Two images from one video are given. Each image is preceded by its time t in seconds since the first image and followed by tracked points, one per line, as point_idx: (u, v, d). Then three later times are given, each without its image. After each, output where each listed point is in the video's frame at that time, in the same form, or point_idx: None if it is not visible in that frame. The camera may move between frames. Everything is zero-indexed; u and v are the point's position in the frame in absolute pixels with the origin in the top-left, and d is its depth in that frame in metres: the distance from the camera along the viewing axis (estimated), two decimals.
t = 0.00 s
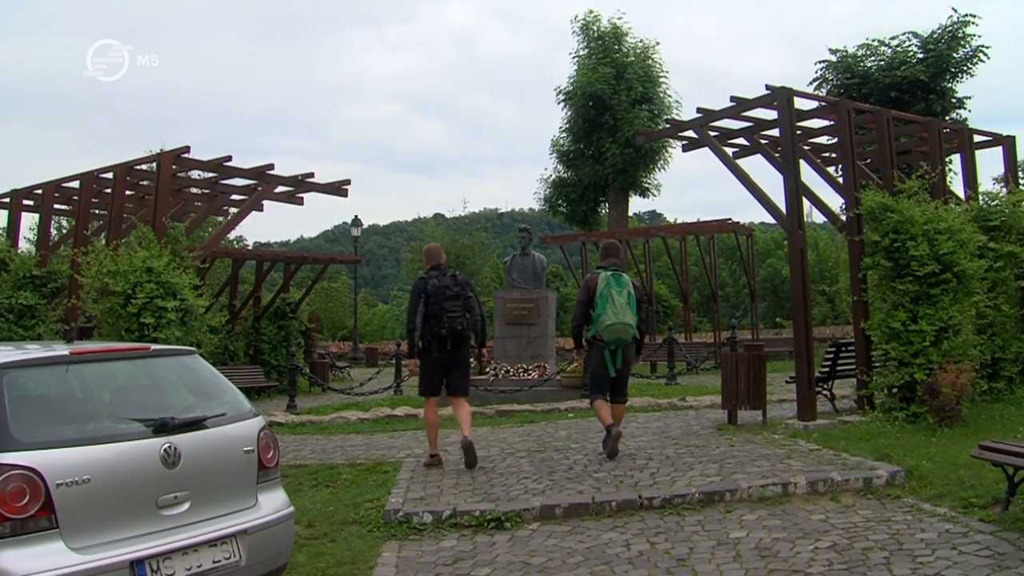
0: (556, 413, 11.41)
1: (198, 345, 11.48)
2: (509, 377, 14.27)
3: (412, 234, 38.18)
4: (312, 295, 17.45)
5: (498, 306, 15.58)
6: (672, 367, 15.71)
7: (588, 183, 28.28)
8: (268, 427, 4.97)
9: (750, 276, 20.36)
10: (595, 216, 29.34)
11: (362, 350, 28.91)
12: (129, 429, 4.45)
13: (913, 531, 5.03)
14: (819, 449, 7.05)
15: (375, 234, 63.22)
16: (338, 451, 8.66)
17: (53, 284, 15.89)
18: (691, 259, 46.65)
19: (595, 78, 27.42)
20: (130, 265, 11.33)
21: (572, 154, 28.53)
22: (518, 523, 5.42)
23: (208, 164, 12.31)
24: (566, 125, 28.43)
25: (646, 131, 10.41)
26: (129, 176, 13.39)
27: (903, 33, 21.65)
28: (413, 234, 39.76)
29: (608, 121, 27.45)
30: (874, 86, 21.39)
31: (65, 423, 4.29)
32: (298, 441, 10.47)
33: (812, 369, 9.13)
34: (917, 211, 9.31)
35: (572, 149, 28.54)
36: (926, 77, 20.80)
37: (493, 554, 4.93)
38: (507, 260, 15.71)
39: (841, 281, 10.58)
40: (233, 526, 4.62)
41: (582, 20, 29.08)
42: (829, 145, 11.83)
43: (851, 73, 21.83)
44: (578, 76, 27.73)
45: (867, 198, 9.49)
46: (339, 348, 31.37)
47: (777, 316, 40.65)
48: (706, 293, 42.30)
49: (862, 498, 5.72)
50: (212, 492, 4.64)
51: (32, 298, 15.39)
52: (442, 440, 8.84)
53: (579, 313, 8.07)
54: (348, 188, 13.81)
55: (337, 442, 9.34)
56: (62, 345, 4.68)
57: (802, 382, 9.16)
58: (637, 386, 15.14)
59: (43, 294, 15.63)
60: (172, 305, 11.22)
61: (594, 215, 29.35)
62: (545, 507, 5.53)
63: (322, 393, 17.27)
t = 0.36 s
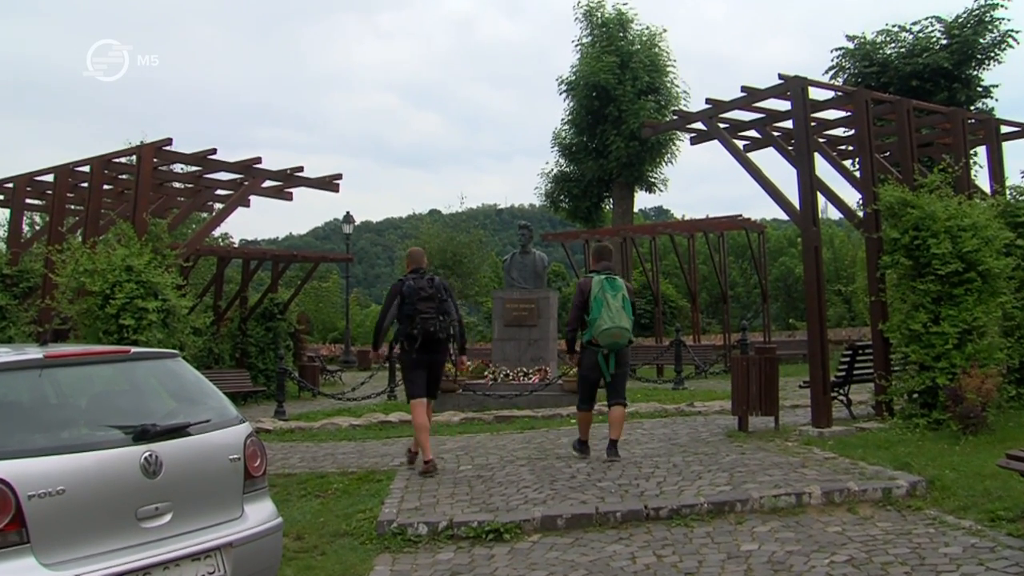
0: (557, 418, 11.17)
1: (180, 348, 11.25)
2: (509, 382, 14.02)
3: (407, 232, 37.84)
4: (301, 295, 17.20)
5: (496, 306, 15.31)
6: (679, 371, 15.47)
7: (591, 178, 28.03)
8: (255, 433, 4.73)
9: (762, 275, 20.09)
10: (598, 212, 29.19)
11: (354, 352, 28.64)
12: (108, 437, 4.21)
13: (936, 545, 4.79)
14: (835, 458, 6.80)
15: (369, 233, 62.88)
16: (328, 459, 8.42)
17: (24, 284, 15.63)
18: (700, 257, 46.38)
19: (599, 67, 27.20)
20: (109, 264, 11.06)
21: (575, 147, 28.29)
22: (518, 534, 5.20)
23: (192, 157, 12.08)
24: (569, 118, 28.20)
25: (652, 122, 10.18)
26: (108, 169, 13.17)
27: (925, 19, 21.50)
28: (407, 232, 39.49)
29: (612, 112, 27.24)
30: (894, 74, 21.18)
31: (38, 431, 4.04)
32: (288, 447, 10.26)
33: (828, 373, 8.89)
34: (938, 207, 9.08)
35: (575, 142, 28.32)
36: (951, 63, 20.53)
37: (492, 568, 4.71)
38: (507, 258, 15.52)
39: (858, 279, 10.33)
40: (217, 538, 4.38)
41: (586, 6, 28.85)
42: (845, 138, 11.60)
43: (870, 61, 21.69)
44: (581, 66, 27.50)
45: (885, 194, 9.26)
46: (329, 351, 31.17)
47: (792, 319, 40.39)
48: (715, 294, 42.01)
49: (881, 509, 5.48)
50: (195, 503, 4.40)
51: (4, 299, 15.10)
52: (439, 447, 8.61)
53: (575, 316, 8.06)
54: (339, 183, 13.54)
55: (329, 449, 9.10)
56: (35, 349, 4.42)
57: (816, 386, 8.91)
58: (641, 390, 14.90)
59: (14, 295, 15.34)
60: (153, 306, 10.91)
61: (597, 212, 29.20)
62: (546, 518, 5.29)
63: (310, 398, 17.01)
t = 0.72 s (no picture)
0: (560, 426, 10.89)
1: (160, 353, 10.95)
2: (508, 387, 13.74)
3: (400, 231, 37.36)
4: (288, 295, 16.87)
5: (495, 308, 15.08)
6: (689, 376, 15.17)
7: (596, 171, 27.73)
8: (240, 442, 4.45)
9: (777, 274, 19.74)
10: (603, 207, 28.82)
11: (345, 359, 28.22)
12: (79, 448, 3.93)
13: (966, 563, 4.52)
14: (855, 469, 6.53)
15: (360, 229, 62.18)
16: (318, 469, 8.13)
17: None
18: (713, 255, 45.96)
19: (604, 53, 27.05)
20: (81, 262, 9.69)
21: (578, 138, 27.98)
22: (518, 550, 4.94)
23: (170, 149, 11.81)
24: (574, 109, 27.93)
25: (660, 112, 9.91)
26: (79, 160, 12.87)
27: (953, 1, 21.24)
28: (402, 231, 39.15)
29: (617, 100, 27.09)
30: (920, 57, 20.96)
31: (4, 441, 3.76)
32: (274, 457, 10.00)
33: (848, 379, 8.74)
34: (967, 202, 8.81)
35: (577, 133, 28.05)
36: (982, 46, 20.21)
37: None
38: (507, 257, 15.32)
39: (880, 279, 10.12)
40: (197, 554, 4.12)
41: None
42: (865, 127, 11.33)
43: (894, 44, 21.43)
44: (585, 52, 27.31)
45: (911, 187, 9.01)
46: (317, 355, 30.84)
47: (810, 322, 40.03)
48: (726, 294, 41.63)
49: (906, 524, 5.23)
50: (174, 517, 4.13)
51: None
52: (435, 456, 8.37)
53: (558, 321, 8.37)
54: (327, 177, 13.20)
55: (319, 459, 8.82)
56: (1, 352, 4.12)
57: (836, 394, 8.73)
58: (647, 395, 14.60)
59: None
60: (129, 306, 9.59)
61: (602, 207, 28.79)
62: (548, 532, 5.02)
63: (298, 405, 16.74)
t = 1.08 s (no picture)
0: (562, 434, 10.66)
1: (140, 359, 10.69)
2: (508, 393, 13.50)
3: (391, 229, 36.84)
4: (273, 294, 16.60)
5: (494, 308, 14.76)
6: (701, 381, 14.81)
7: (601, 163, 27.45)
8: (223, 452, 4.21)
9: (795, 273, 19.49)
10: (608, 203, 28.67)
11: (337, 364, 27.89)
12: (51, 458, 3.67)
13: None
14: (878, 480, 6.36)
15: (352, 226, 61.24)
16: (306, 480, 7.91)
17: None
18: (726, 253, 45.49)
19: (611, 39, 26.75)
20: (52, 259, 9.08)
21: (583, 128, 27.80)
22: (518, 564, 4.87)
23: (149, 139, 11.56)
24: (578, 99, 27.73)
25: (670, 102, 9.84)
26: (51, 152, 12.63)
27: None
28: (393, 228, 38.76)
29: (624, 89, 26.81)
30: (948, 42, 20.66)
31: None
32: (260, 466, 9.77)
33: (869, 387, 8.63)
34: (999, 196, 8.59)
35: (583, 123, 27.84)
36: (1015, 28, 19.74)
37: None
38: (507, 255, 15.08)
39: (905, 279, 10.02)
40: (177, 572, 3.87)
41: None
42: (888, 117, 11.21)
43: (920, 28, 21.30)
44: (590, 38, 27.00)
45: (937, 180, 8.84)
46: (305, 358, 30.49)
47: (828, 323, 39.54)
48: (739, 295, 41.23)
49: (933, 540, 5.13)
50: (152, 531, 3.88)
51: None
52: (431, 466, 8.20)
53: (562, 325, 8.23)
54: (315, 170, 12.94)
55: (308, 469, 8.60)
56: None
57: (858, 401, 8.62)
58: (656, 402, 14.34)
59: None
60: (104, 307, 8.92)
61: (607, 203, 28.66)
62: (550, 547, 4.94)
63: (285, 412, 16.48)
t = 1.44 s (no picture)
0: (567, 441, 10.47)
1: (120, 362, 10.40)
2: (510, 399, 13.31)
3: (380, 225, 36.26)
4: (260, 294, 16.31)
5: (495, 309, 14.50)
6: (714, 387, 14.56)
7: (609, 155, 27.23)
8: (207, 462, 3.98)
9: (813, 272, 19.41)
10: (617, 196, 28.39)
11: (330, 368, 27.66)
12: (23, 467, 3.45)
13: None
14: (904, 493, 6.33)
15: (344, 221, 60.28)
16: (294, 492, 7.71)
17: None
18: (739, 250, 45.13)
19: (619, 24, 26.51)
20: (25, 258, 8.91)
21: (589, 117, 27.60)
22: None
23: (128, 130, 11.36)
24: (584, 88, 27.42)
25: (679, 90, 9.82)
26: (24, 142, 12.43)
27: None
28: (386, 224, 38.35)
29: (632, 76, 26.58)
30: (979, 24, 20.40)
31: None
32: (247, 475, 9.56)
33: (893, 393, 8.49)
34: None
35: (589, 113, 27.65)
36: None
37: None
38: (509, 252, 14.81)
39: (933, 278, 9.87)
40: None
41: None
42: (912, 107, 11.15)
43: (947, 11, 20.94)
44: (597, 24, 26.75)
45: (966, 174, 8.65)
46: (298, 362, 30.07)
47: (850, 324, 39.08)
48: (756, 294, 41.03)
49: (964, 556, 5.10)
50: (129, 547, 3.64)
51: None
52: (429, 477, 8.07)
53: (566, 326, 8.21)
54: (305, 163, 12.72)
55: (299, 479, 8.42)
56: None
57: (881, 407, 8.47)
58: (667, 408, 14.08)
59: None
60: (80, 308, 8.80)
61: (616, 196, 28.40)
62: (554, 561, 4.89)
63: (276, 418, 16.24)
